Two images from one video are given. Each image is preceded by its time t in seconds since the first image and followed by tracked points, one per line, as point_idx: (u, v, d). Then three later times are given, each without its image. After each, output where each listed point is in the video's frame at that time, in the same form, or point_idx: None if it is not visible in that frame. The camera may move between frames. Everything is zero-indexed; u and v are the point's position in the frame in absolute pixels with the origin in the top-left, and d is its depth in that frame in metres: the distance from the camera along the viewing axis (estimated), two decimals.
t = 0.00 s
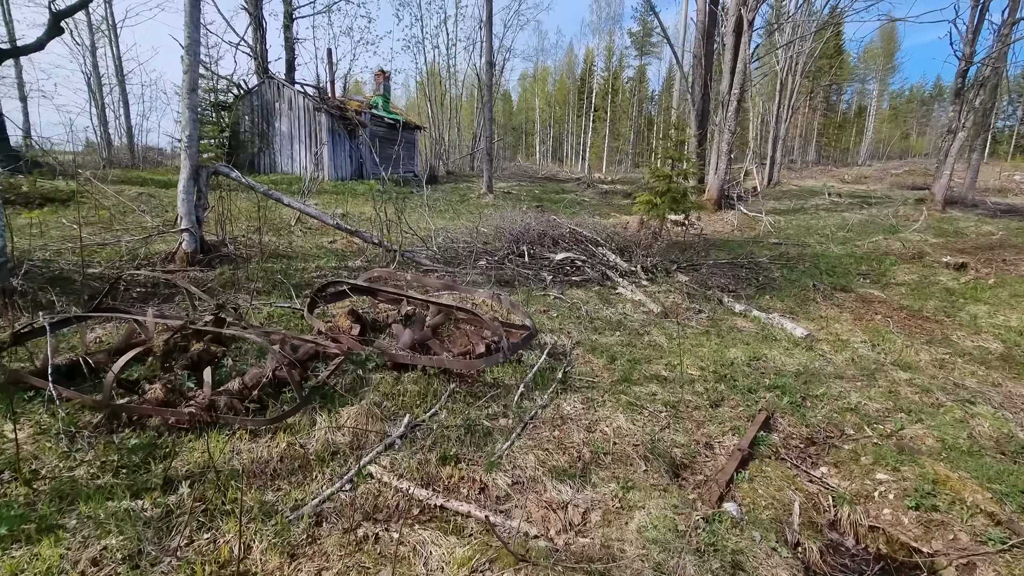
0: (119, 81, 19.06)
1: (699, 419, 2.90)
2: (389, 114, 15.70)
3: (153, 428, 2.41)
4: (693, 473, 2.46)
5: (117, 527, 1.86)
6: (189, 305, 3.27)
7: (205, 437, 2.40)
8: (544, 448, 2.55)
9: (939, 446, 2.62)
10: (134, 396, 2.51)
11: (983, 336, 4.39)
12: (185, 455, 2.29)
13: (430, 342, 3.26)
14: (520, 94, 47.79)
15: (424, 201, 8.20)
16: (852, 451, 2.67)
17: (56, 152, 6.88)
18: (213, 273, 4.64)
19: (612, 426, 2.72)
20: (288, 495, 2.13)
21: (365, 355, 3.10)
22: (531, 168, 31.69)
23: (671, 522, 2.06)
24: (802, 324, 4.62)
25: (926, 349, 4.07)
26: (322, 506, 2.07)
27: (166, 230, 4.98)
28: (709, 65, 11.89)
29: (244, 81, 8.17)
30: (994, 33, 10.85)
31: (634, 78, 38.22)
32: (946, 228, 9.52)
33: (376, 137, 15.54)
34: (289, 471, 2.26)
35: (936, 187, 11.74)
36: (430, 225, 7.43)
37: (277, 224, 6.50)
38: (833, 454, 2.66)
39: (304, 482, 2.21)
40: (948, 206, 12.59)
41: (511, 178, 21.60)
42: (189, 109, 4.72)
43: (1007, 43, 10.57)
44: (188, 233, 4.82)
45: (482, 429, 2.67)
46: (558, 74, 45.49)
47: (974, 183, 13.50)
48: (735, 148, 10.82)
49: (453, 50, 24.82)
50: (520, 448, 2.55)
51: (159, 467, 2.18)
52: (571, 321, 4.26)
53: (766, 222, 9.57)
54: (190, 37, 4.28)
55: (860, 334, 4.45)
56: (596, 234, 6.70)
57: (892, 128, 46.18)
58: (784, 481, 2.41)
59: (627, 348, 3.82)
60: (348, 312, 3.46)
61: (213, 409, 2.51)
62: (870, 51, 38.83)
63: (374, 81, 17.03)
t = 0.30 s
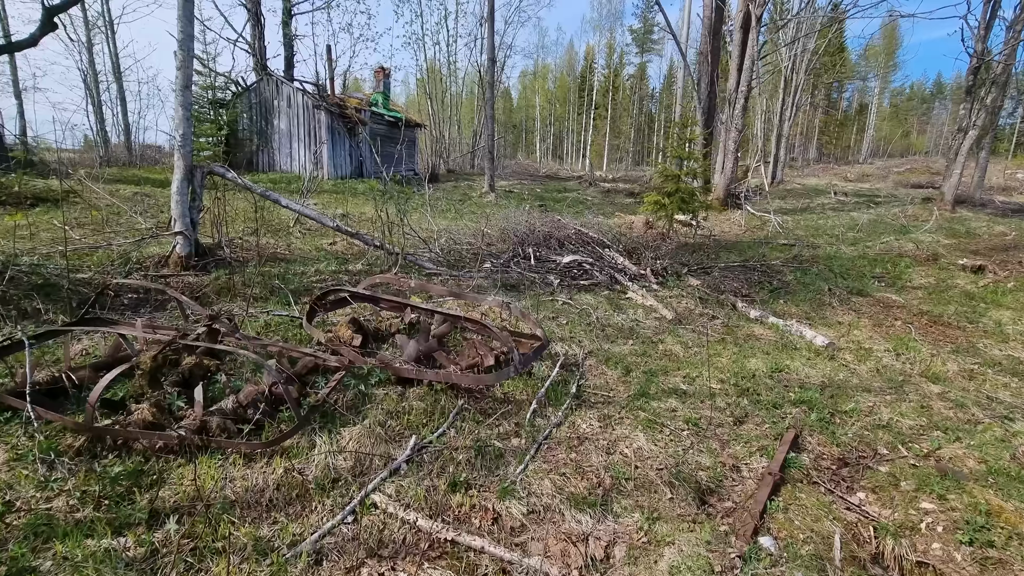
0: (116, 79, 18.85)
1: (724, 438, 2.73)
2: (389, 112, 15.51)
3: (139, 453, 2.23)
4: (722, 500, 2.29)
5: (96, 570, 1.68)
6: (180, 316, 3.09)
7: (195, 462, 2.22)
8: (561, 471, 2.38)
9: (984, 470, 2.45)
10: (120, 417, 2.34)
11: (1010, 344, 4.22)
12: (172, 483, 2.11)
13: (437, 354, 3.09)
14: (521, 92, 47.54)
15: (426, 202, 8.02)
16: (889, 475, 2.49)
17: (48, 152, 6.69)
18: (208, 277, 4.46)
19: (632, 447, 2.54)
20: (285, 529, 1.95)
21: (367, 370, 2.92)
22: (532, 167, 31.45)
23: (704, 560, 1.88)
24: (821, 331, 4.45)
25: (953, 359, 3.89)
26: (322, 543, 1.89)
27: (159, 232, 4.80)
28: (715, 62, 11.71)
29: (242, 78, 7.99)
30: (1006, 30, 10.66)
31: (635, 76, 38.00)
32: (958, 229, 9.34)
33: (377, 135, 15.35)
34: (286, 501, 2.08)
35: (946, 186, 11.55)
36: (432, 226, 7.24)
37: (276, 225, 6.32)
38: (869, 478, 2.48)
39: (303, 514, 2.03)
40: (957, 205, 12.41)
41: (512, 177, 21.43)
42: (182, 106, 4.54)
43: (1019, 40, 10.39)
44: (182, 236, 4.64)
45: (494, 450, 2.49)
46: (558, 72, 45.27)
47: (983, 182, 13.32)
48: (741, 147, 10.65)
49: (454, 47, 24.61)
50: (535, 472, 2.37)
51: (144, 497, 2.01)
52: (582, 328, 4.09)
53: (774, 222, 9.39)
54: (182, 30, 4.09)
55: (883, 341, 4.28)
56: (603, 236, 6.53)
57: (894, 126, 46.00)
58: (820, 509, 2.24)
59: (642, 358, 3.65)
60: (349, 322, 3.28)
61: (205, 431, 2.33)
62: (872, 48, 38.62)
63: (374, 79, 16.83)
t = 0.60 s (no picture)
0: (114, 74, 18.61)
1: (756, 451, 2.53)
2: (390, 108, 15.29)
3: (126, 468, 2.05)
4: (761, 521, 2.10)
5: None
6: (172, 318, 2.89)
7: (185, 482, 2.02)
8: (585, 490, 2.18)
9: None
10: (103, 431, 2.15)
11: None
12: (160, 506, 1.92)
13: (446, 360, 2.89)
14: (522, 89, 47.24)
15: (429, 198, 7.82)
16: (939, 493, 2.30)
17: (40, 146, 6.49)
18: (204, 276, 4.27)
19: (660, 462, 2.35)
20: (283, 558, 1.75)
21: (372, 377, 2.73)
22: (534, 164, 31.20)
23: None
24: (845, 333, 4.25)
25: (988, 363, 3.70)
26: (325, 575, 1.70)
27: (154, 229, 4.60)
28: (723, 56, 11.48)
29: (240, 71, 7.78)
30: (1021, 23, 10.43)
31: (638, 72, 37.71)
32: (973, 226, 9.12)
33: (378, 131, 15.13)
34: (284, 526, 1.88)
35: (958, 183, 11.33)
36: (436, 223, 7.03)
37: (275, 222, 6.13)
38: (916, 496, 2.29)
39: (303, 541, 1.84)
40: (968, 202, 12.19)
41: (515, 174, 21.20)
42: (177, 98, 4.33)
43: None
44: (177, 234, 4.45)
45: (510, 466, 2.30)
46: (560, 68, 44.94)
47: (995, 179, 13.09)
48: (750, 143, 10.44)
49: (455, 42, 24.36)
50: (555, 491, 2.17)
51: (128, 523, 1.81)
52: (596, 330, 3.90)
53: (784, 219, 9.19)
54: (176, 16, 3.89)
55: (911, 344, 4.08)
56: (612, 233, 6.33)
57: (897, 123, 45.70)
58: (869, 533, 2.05)
59: (661, 362, 3.45)
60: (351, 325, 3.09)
61: (197, 445, 2.15)
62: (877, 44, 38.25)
63: (376, 74, 16.61)
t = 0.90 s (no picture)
0: (112, 66, 18.33)
1: (805, 470, 2.25)
2: (392, 101, 14.99)
3: (90, 493, 1.78)
4: (820, 553, 1.82)
5: None
6: (152, 318, 2.61)
7: (159, 509, 1.75)
8: (616, 517, 1.90)
9: None
10: (66, 448, 1.88)
11: None
12: (126, 539, 1.65)
13: (455, 364, 2.62)
14: (525, 84, 46.85)
15: (433, 191, 7.54)
16: (1019, 521, 2.01)
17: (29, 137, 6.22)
18: (195, 272, 4.00)
19: (700, 484, 2.07)
20: None
21: (374, 384, 2.46)
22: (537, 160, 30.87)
23: None
24: (880, 335, 3.96)
25: None
26: None
27: (143, 222, 4.32)
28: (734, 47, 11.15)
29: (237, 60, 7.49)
30: None
31: (642, 67, 37.29)
32: (995, 222, 8.81)
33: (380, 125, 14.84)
34: (271, 563, 1.61)
35: (977, 179, 10.99)
36: (441, 218, 6.75)
37: (273, 215, 5.86)
38: (992, 524, 2.00)
39: None
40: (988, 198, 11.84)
41: (519, 169, 20.88)
42: (166, 82, 4.03)
43: None
44: (166, 227, 4.16)
45: (530, 488, 2.02)
46: (563, 63, 44.53)
47: (1013, 175, 12.74)
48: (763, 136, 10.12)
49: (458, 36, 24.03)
50: (583, 518, 1.89)
51: (87, 562, 1.55)
52: (614, 332, 3.62)
53: (800, 214, 8.89)
54: None
55: (954, 347, 3.78)
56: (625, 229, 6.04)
57: (904, 119, 45.22)
58: (948, 572, 1.76)
59: (688, 367, 3.17)
60: (351, 325, 2.82)
61: (173, 465, 1.89)
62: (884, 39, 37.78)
63: (378, 67, 16.31)
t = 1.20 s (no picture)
0: (121, 64, 18.28)
1: (857, 512, 2.03)
2: (400, 99, 14.81)
3: (68, 542, 1.61)
4: None
5: None
6: (145, 337, 2.44)
7: (144, 560, 1.58)
8: (651, 570, 1.71)
9: None
10: (46, 488, 1.71)
11: None
12: None
13: (469, 388, 2.44)
14: (533, 81, 46.50)
15: (442, 192, 7.35)
16: None
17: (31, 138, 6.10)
18: (196, 280, 3.84)
19: (743, 531, 1.86)
20: None
21: (382, 411, 2.28)
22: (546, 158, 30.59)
23: None
24: (919, 350, 3.72)
25: None
26: None
27: (142, 226, 4.16)
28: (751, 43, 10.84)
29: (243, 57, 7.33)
30: None
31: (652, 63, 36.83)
32: None
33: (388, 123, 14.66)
34: None
35: (1004, 178, 10.63)
36: (450, 220, 6.57)
37: (278, 218, 5.70)
38: None
39: None
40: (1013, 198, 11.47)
41: (528, 168, 20.64)
42: (165, 81, 3.85)
43: None
44: (166, 232, 4.00)
45: (554, 533, 1.82)
46: (571, 60, 44.17)
47: None
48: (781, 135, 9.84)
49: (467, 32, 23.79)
50: (615, 571, 1.70)
51: None
52: (635, 347, 3.42)
53: (820, 216, 8.61)
54: None
55: (999, 364, 3.54)
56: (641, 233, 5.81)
57: (919, 115, 44.41)
58: None
59: (716, 387, 2.96)
60: (357, 343, 2.65)
61: (162, 508, 1.71)
62: (899, 35, 37.11)
63: (386, 64, 16.12)
